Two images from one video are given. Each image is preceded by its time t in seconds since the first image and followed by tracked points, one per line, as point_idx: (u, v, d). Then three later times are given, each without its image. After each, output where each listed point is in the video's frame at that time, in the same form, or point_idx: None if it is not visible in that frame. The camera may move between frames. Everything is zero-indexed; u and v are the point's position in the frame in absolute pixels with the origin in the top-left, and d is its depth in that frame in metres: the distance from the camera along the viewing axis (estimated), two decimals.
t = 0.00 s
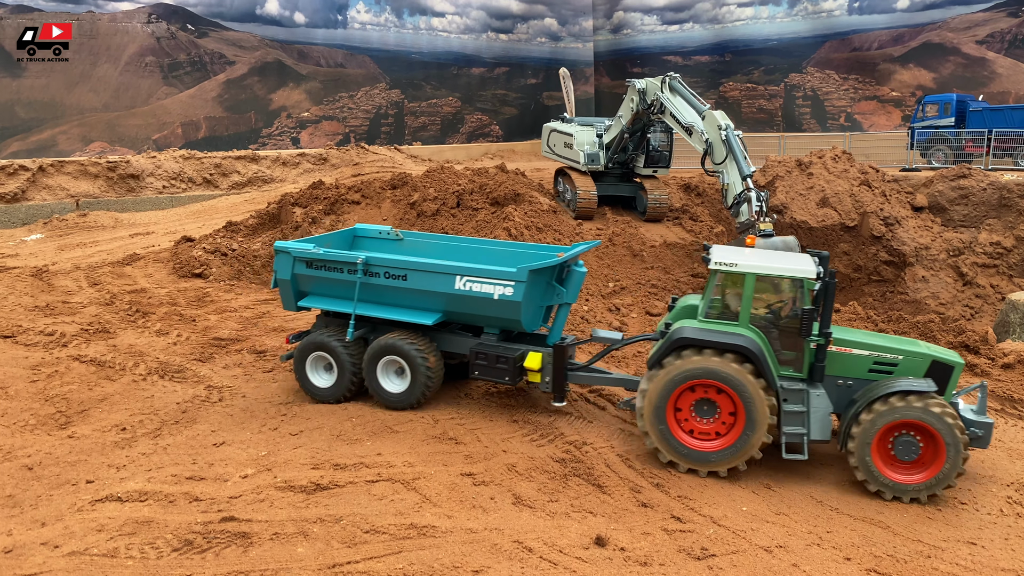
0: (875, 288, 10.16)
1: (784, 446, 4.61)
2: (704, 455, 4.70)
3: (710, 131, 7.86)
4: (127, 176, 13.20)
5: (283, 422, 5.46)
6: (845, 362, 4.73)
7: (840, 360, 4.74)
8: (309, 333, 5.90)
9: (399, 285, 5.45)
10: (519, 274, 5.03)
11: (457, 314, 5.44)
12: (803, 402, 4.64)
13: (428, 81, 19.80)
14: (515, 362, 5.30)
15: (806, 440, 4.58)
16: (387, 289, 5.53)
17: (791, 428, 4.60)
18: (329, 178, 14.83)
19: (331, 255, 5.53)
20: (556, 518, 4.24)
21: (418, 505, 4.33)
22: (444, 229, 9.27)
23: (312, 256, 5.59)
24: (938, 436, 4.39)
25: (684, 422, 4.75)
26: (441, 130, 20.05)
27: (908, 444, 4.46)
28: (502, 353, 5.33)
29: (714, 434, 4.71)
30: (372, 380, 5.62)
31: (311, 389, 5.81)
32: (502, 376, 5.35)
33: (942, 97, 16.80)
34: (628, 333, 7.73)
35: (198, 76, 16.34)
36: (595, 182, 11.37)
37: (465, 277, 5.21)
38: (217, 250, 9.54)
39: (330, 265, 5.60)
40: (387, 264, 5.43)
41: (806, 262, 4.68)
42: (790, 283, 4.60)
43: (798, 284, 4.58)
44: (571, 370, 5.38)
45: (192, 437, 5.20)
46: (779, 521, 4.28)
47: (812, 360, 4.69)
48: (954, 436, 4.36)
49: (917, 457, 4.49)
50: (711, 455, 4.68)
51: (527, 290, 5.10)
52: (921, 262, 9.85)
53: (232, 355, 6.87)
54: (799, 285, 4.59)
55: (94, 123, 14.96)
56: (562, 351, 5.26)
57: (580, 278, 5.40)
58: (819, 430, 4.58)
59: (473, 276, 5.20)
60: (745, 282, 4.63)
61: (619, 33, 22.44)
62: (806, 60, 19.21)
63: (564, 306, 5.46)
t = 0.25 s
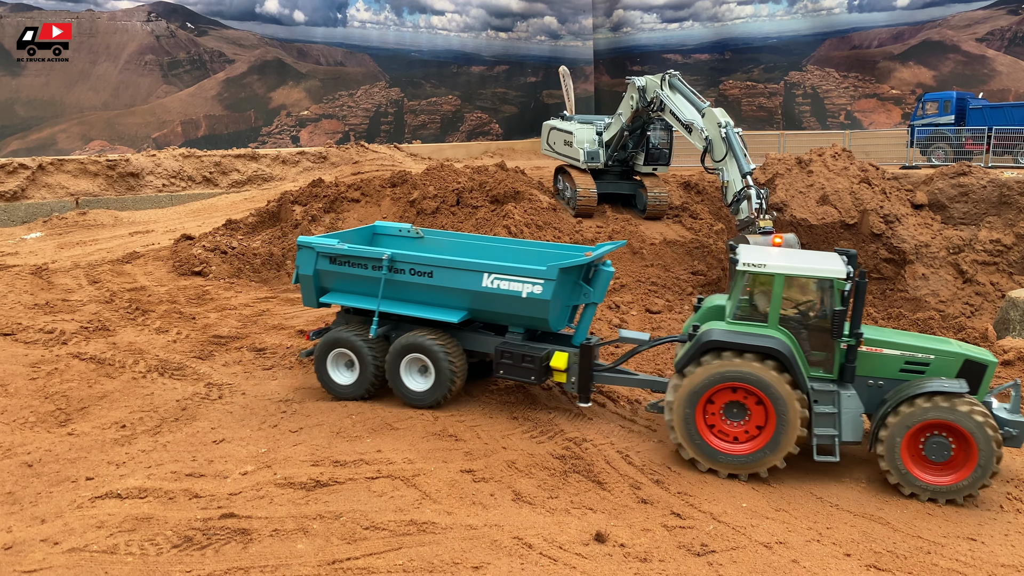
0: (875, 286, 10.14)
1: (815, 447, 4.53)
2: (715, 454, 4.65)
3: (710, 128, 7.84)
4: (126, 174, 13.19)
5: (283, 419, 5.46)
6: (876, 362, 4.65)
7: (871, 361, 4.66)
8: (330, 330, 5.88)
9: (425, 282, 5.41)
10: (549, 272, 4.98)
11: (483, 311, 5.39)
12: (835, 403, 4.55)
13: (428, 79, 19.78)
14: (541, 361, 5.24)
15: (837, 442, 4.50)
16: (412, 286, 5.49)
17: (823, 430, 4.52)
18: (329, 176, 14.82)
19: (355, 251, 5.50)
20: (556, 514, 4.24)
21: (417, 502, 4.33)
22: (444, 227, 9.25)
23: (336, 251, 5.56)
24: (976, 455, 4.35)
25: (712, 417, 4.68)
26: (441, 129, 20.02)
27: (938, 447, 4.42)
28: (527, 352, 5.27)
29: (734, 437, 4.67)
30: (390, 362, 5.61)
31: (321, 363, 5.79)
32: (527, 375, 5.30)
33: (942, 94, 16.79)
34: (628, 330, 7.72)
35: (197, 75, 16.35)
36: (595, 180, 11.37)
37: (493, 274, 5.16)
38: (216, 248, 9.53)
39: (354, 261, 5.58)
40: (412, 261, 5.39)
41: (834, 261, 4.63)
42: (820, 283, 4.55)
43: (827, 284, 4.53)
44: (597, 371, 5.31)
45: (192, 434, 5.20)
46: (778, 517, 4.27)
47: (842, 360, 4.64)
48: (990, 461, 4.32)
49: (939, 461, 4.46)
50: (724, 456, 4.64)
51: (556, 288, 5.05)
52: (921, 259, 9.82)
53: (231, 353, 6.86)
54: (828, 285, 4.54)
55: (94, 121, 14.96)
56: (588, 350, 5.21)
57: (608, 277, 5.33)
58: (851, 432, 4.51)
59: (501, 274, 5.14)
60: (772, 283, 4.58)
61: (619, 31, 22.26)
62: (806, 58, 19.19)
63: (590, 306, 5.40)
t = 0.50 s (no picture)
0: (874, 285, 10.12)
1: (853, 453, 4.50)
2: (735, 448, 4.63)
3: (709, 127, 7.83)
4: (126, 174, 13.19)
5: (283, 419, 5.46)
6: (916, 367, 4.57)
7: (910, 365, 4.59)
8: (355, 332, 5.81)
9: (457, 284, 5.34)
10: (586, 274, 4.90)
11: (515, 313, 5.31)
12: (873, 409, 4.50)
13: (427, 78, 19.77)
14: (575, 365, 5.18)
15: (876, 448, 4.46)
16: (443, 287, 5.42)
17: (861, 436, 4.48)
18: (328, 176, 14.83)
19: (386, 252, 5.43)
20: (556, 514, 4.25)
21: (417, 501, 4.33)
22: (443, 227, 9.24)
23: (366, 252, 5.50)
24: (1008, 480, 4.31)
25: (750, 415, 4.61)
26: (440, 128, 20.01)
27: (977, 455, 4.36)
28: (561, 355, 5.21)
29: (761, 440, 4.62)
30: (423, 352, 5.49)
31: (349, 358, 5.70)
32: (560, 379, 5.24)
33: (941, 93, 16.80)
34: (628, 329, 7.73)
35: (197, 75, 16.34)
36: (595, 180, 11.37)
37: (528, 277, 5.08)
38: (216, 247, 9.52)
39: (384, 261, 5.51)
40: (443, 262, 5.31)
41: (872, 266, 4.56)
42: (856, 286, 4.48)
43: (864, 288, 4.46)
44: (631, 375, 5.21)
45: (192, 434, 5.21)
46: (779, 516, 4.28)
47: (881, 365, 4.57)
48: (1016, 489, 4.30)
49: (969, 465, 4.41)
50: (744, 454, 4.61)
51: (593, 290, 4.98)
52: (920, 259, 9.82)
53: (232, 352, 6.87)
54: (864, 289, 4.46)
55: (94, 121, 14.95)
56: (623, 353, 5.09)
57: (642, 281, 5.13)
58: (889, 438, 4.48)
59: (536, 276, 5.06)
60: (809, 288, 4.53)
61: (619, 30, 22.25)
62: (806, 57, 19.18)
63: (622, 310, 5.24)
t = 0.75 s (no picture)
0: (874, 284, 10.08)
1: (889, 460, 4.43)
2: (758, 435, 4.57)
3: (709, 126, 7.83)
4: (126, 173, 13.19)
5: (283, 419, 5.46)
6: (954, 372, 4.53)
7: (950, 371, 4.54)
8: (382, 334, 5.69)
9: (486, 289, 5.20)
10: (623, 281, 4.76)
11: (546, 318, 5.18)
12: (911, 415, 4.44)
13: (426, 78, 19.78)
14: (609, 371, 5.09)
15: (914, 455, 4.39)
16: (472, 292, 5.29)
17: (897, 442, 4.41)
18: (328, 175, 14.84)
19: (414, 256, 5.29)
20: (556, 513, 4.25)
21: (417, 501, 4.34)
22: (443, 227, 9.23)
23: (392, 256, 5.37)
24: None
25: (790, 412, 4.53)
26: (440, 127, 20.00)
27: (1012, 461, 4.29)
28: (594, 361, 5.11)
29: (784, 439, 4.58)
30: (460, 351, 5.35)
31: (377, 357, 5.59)
32: (593, 385, 5.15)
33: (940, 92, 16.81)
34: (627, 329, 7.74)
35: (196, 74, 16.34)
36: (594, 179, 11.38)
37: (561, 282, 4.95)
38: (216, 247, 9.52)
39: (410, 266, 5.38)
40: (473, 267, 5.18)
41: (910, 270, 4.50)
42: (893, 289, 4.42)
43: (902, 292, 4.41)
44: (665, 381, 5.12)
45: (191, 434, 5.21)
46: (778, 516, 4.28)
47: (919, 371, 4.53)
48: None
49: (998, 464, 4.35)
50: (763, 444, 4.57)
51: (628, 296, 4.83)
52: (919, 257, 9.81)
53: (232, 352, 6.88)
54: (902, 292, 4.41)
55: (93, 121, 14.95)
56: (657, 358, 4.97)
57: (675, 284, 5.00)
58: (927, 444, 4.40)
59: (569, 282, 4.93)
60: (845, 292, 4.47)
61: (618, 29, 22.27)
62: (805, 57, 19.19)
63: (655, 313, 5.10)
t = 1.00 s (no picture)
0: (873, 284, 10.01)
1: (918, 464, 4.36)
2: (782, 422, 4.54)
3: (707, 128, 7.83)
4: (125, 174, 13.18)
5: (282, 419, 5.47)
6: (986, 376, 4.42)
7: (982, 375, 4.43)
8: (403, 338, 5.64)
9: (512, 293, 5.17)
10: (652, 286, 4.75)
11: (571, 322, 5.15)
12: (940, 418, 4.37)
13: (425, 78, 19.78)
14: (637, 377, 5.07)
15: (942, 459, 4.33)
16: (497, 296, 5.26)
17: (926, 446, 4.35)
18: (327, 176, 14.85)
19: (439, 261, 5.26)
20: (554, 514, 4.26)
21: (416, 502, 4.35)
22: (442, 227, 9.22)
23: (415, 260, 5.33)
24: None
25: (823, 411, 4.48)
26: (438, 128, 20.00)
27: None
28: (622, 365, 5.09)
29: (804, 434, 4.56)
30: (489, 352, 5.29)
31: (400, 357, 5.55)
32: (620, 390, 5.12)
33: (939, 92, 16.84)
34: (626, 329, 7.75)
35: (195, 75, 16.33)
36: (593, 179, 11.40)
37: (589, 287, 4.93)
38: (215, 248, 9.52)
39: (434, 270, 5.34)
40: (499, 271, 5.16)
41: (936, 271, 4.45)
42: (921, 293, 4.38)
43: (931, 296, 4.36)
44: (692, 385, 5.11)
45: (191, 435, 5.21)
46: (776, 516, 4.29)
47: (948, 374, 4.43)
48: None
49: None
50: (783, 433, 4.55)
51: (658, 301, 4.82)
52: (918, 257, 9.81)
53: (230, 353, 6.89)
54: (931, 296, 4.36)
55: (92, 121, 14.93)
56: (685, 362, 4.98)
57: (703, 287, 4.99)
58: (957, 448, 4.33)
59: (596, 286, 4.91)
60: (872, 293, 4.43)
61: (616, 29, 22.27)
62: (803, 57, 19.21)
63: (683, 317, 5.11)
